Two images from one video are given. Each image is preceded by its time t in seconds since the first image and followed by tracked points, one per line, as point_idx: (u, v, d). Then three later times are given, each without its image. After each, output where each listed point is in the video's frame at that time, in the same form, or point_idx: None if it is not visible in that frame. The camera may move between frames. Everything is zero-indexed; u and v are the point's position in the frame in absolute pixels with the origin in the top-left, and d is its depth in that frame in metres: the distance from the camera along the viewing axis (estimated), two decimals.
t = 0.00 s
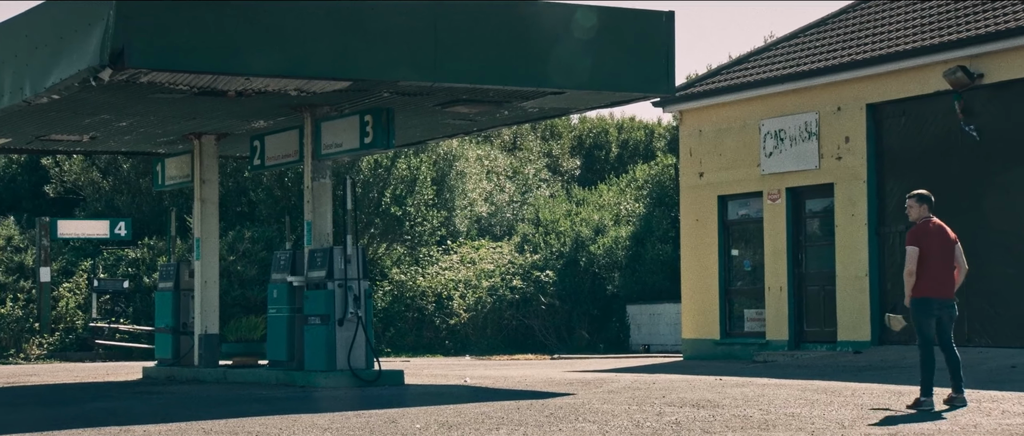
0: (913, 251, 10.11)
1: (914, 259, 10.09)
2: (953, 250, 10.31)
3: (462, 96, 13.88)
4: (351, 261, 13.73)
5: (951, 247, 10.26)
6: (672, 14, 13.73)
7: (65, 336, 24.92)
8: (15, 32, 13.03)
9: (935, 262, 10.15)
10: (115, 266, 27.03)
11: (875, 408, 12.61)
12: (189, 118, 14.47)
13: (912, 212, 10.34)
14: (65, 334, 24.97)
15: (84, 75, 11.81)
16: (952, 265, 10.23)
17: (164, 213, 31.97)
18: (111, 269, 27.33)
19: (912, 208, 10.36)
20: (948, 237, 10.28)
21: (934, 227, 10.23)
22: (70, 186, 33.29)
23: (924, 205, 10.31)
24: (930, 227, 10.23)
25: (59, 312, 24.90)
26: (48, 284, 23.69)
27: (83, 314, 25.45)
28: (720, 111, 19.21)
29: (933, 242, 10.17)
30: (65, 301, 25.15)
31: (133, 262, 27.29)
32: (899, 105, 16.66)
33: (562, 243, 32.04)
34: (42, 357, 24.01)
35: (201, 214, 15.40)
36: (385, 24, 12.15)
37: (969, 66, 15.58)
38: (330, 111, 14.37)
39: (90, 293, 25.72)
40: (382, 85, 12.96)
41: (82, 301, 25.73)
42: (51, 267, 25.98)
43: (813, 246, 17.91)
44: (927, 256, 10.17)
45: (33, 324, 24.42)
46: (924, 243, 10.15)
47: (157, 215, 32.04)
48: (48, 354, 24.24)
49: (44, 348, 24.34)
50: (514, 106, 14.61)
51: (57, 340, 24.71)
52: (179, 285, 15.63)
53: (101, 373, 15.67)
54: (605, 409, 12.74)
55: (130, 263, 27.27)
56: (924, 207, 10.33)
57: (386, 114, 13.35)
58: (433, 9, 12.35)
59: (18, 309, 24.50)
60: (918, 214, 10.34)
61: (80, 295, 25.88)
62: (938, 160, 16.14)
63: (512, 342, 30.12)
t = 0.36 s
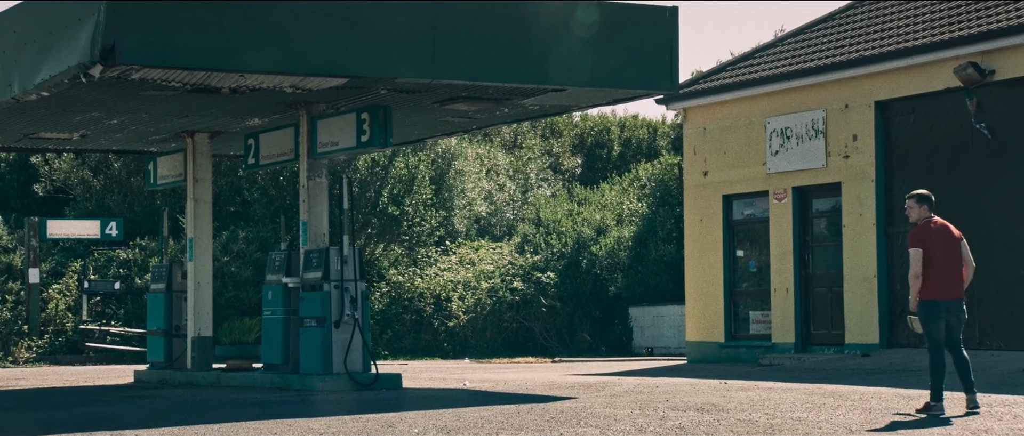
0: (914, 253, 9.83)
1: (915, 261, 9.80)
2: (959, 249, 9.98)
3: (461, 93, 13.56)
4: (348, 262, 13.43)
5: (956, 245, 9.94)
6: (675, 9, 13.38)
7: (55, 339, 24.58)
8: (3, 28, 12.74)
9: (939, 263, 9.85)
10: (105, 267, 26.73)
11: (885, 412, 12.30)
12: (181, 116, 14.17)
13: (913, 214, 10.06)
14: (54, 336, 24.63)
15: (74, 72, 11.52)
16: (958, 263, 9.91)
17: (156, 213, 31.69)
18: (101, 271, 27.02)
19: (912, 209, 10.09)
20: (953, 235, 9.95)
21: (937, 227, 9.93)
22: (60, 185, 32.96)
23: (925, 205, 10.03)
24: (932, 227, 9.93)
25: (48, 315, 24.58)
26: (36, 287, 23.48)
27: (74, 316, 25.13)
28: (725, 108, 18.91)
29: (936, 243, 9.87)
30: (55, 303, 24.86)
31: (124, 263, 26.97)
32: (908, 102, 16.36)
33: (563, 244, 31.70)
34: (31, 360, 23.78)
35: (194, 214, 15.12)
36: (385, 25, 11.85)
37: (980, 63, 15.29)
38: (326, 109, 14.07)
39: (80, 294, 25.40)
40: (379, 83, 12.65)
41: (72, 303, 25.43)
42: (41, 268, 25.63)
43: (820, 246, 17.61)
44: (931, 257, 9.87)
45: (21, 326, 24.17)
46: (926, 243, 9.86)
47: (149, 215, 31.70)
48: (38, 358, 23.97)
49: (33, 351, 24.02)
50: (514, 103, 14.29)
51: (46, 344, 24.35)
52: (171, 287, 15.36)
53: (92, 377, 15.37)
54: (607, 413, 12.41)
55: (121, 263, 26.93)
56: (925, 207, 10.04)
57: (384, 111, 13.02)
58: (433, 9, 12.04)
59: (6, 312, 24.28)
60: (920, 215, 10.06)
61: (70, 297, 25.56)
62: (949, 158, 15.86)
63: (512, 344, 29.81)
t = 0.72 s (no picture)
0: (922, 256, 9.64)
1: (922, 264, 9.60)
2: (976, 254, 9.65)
3: (460, 91, 13.32)
4: (345, 262, 13.18)
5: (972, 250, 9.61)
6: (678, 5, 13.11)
7: (46, 341, 24.33)
8: None
9: (950, 268, 9.59)
10: (97, 268, 26.49)
11: (893, 416, 12.05)
12: (176, 114, 13.93)
13: (930, 217, 9.83)
14: (46, 338, 24.40)
15: (65, 70, 11.28)
16: (973, 269, 9.60)
17: (149, 213, 31.42)
18: (93, 271, 26.77)
19: (931, 212, 9.86)
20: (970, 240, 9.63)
21: (952, 231, 9.66)
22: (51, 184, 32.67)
23: (942, 208, 9.77)
24: (946, 231, 9.67)
25: (39, 317, 24.38)
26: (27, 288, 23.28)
27: (65, 317, 24.85)
28: (728, 106, 18.67)
29: (949, 247, 9.61)
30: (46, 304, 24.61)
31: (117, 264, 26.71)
32: (916, 100, 16.12)
33: (564, 244, 31.43)
34: (21, 362, 23.39)
35: (188, 214, 14.89)
36: (383, 21, 11.61)
37: (989, 60, 15.05)
38: (323, 107, 13.83)
39: (71, 296, 25.16)
40: (377, 80, 12.41)
41: (63, 304, 25.19)
42: (31, 268, 25.34)
43: (825, 246, 17.37)
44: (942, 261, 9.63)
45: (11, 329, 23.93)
46: (937, 247, 9.63)
47: (141, 215, 31.46)
48: (28, 360, 23.64)
49: (23, 353, 23.74)
50: (514, 101, 14.04)
51: (37, 345, 24.13)
52: (165, 288, 15.12)
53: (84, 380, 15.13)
54: (608, 417, 12.16)
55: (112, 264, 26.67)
56: (942, 210, 9.78)
57: (381, 110, 12.84)
58: (433, 8, 11.80)
59: None
60: (938, 218, 9.81)
61: (62, 298, 25.34)
62: (957, 157, 15.62)
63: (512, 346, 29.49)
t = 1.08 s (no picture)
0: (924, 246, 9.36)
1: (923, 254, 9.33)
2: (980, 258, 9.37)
3: (460, 88, 13.06)
4: (341, 263, 12.92)
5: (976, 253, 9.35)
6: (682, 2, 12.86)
7: (37, 345, 23.66)
8: None
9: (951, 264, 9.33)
10: (89, 269, 26.25)
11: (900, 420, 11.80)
12: (169, 112, 13.69)
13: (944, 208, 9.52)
14: (37, 342, 23.76)
15: (56, 67, 11.03)
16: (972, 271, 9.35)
17: (142, 212, 31.18)
18: (85, 272, 26.52)
19: (947, 204, 9.54)
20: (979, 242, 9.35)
21: (963, 227, 9.36)
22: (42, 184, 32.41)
23: (959, 203, 9.45)
24: (958, 227, 9.37)
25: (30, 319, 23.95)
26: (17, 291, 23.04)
27: (54, 320, 24.45)
28: (732, 104, 18.43)
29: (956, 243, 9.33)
30: (36, 307, 24.27)
31: (109, 265, 26.46)
32: (924, 97, 15.88)
33: (566, 245, 31.16)
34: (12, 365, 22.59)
35: (182, 214, 14.66)
36: (382, 16, 11.36)
37: (999, 57, 14.81)
38: (320, 104, 13.59)
39: (63, 297, 24.95)
40: (375, 77, 12.16)
41: (54, 306, 24.96)
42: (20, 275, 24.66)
43: (831, 247, 17.12)
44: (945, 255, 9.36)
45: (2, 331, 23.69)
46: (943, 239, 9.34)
47: (134, 214, 31.23)
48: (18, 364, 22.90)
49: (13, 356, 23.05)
50: (514, 99, 13.79)
51: (27, 349, 23.45)
52: (158, 289, 14.89)
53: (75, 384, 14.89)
54: (610, 420, 11.91)
55: (103, 264, 26.40)
56: (958, 206, 9.46)
57: (379, 108, 12.57)
58: (433, 8, 11.55)
59: None
60: (952, 212, 9.50)
61: (53, 300, 25.14)
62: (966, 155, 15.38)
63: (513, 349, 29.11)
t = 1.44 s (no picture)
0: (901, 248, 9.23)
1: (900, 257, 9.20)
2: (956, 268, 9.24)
3: (459, 86, 12.83)
4: (339, 263, 12.67)
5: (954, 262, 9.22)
6: None
7: (27, 346, 23.68)
8: None
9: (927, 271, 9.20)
10: (82, 271, 26.07)
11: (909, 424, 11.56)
12: (163, 110, 13.47)
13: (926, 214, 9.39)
14: (26, 343, 23.77)
15: (47, 64, 10.81)
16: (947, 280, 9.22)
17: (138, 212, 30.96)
18: (79, 273, 26.33)
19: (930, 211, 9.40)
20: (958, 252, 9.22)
21: (943, 234, 9.23)
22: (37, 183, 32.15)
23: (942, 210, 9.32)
24: (939, 234, 9.23)
25: (20, 321, 23.86)
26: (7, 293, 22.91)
27: (45, 322, 24.26)
28: (736, 101, 18.20)
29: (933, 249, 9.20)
30: (27, 309, 24.07)
31: (102, 266, 26.25)
32: (932, 95, 15.66)
33: (567, 245, 30.93)
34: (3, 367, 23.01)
35: (176, 214, 14.45)
36: (381, 12, 11.14)
37: (1008, 54, 14.59)
38: (316, 102, 13.37)
39: (54, 299, 24.86)
40: (373, 75, 11.93)
41: (45, 308, 24.80)
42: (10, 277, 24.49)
43: (837, 247, 16.89)
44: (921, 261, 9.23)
45: None
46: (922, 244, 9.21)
47: (129, 213, 31.03)
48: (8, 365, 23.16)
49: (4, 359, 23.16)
50: (514, 97, 13.56)
51: (18, 351, 23.51)
52: (152, 291, 14.68)
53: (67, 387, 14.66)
54: (612, 424, 11.69)
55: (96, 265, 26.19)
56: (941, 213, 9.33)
57: (377, 106, 12.32)
58: (432, 5, 11.32)
59: None
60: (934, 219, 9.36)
61: (44, 301, 25.06)
62: (975, 154, 15.16)
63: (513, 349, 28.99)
